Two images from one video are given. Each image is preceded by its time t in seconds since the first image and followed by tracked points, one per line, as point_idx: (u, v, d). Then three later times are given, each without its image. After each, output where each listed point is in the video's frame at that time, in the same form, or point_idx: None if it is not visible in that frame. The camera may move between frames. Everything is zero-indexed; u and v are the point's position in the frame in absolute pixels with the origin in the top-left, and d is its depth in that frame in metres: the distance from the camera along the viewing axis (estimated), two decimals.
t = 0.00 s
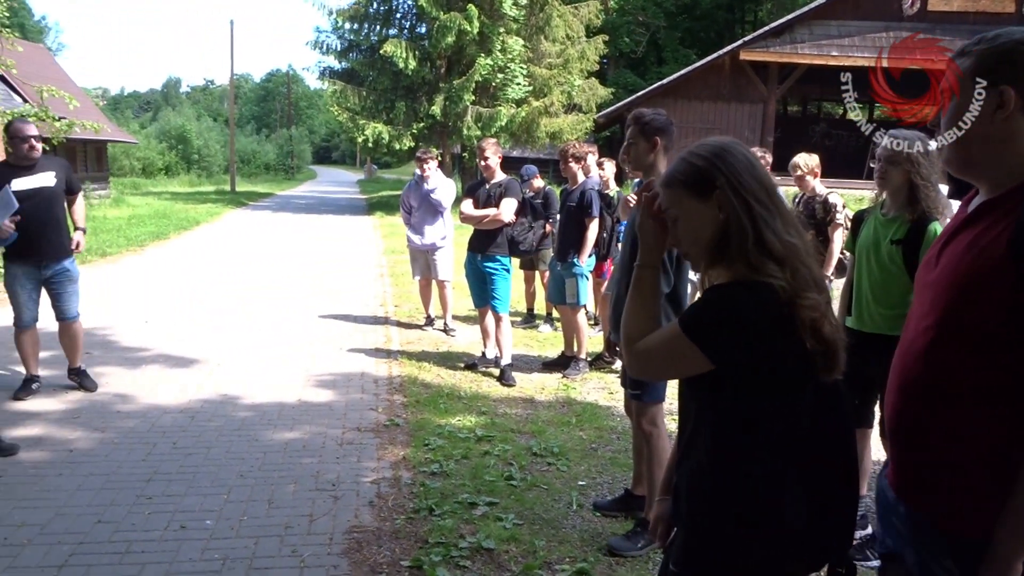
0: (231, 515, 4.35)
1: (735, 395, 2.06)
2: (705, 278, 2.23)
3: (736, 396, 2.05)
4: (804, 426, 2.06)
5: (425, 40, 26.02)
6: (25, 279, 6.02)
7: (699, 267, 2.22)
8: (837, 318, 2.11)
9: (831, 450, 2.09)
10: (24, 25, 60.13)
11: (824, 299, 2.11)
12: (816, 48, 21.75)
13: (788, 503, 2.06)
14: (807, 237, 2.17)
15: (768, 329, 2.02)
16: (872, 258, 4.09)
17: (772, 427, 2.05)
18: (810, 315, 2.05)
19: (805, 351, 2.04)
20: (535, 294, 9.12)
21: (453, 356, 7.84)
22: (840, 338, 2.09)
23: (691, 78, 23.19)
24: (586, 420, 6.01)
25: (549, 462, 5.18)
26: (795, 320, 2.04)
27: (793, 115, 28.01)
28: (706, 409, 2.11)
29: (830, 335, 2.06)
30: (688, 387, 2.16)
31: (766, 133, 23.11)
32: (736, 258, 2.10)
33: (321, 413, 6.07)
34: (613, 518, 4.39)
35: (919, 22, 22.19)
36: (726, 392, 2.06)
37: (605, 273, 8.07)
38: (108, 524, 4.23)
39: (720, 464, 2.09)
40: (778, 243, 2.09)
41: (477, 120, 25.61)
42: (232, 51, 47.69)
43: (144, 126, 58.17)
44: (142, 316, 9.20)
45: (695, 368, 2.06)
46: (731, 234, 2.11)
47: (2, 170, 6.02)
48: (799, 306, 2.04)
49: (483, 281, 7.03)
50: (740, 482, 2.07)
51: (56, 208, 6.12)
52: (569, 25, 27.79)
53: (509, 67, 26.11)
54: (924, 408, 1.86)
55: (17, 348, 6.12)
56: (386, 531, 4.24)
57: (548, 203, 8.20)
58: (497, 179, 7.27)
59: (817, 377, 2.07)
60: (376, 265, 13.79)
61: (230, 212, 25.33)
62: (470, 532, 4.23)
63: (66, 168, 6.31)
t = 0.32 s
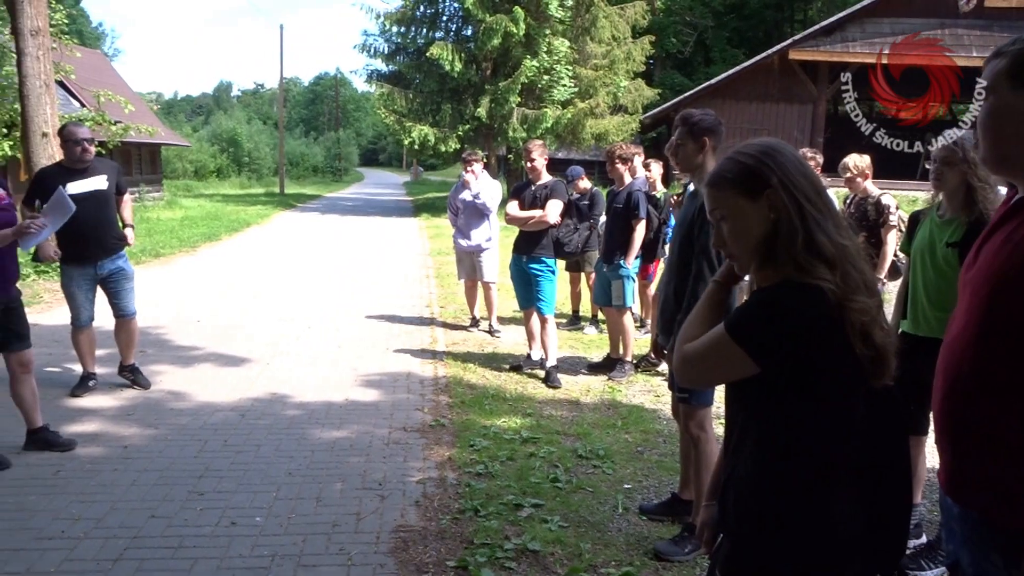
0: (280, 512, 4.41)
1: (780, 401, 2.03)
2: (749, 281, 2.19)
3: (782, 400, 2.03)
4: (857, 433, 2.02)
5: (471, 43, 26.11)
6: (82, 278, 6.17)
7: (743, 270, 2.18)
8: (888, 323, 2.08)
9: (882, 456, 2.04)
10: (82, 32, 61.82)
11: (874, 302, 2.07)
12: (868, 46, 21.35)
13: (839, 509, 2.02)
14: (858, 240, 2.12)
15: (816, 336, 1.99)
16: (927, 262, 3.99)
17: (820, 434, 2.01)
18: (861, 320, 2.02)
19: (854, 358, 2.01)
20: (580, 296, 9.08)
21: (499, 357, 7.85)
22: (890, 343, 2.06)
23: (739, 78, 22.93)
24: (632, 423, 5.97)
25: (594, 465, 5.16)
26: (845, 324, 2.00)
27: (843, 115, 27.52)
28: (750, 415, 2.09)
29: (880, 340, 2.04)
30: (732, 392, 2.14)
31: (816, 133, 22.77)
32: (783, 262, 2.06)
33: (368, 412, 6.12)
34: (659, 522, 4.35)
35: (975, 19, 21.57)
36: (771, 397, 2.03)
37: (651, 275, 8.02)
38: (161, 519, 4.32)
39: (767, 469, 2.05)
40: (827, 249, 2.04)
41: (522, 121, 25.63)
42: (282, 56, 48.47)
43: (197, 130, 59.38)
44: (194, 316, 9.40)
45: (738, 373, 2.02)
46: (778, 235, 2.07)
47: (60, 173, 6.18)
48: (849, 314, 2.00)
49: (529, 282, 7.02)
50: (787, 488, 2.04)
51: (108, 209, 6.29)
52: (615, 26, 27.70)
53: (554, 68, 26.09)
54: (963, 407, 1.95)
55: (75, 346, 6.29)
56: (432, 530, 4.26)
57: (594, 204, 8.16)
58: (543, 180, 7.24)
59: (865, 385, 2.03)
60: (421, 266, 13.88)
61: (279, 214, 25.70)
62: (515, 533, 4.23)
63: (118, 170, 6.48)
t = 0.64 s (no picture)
0: (331, 509, 4.47)
1: (839, 406, 1.98)
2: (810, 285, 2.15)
3: (841, 405, 1.98)
4: (921, 441, 1.96)
5: (523, 45, 26.13)
6: (145, 277, 6.34)
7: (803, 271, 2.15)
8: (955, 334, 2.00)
9: (947, 465, 1.98)
10: (145, 36, 63.57)
11: (941, 311, 1.99)
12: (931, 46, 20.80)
13: (900, 515, 1.97)
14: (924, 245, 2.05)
15: (876, 342, 1.95)
16: (993, 265, 3.88)
17: (882, 440, 1.96)
18: (924, 329, 1.95)
19: (917, 366, 1.94)
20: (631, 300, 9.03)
21: (549, 360, 7.84)
22: (955, 354, 1.97)
23: (794, 80, 22.58)
24: (683, 428, 5.91)
25: (644, 469, 5.12)
26: (908, 330, 1.95)
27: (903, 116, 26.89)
28: (807, 422, 2.05)
29: (944, 354, 1.95)
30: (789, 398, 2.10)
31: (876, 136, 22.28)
32: (843, 265, 2.02)
33: (419, 412, 6.16)
34: (710, 529, 4.30)
35: None
36: (829, 403, 1.99)
37: (704, 279, 7.94)
38: (216, 513, 4.41)
39: (824, 474, 2.02)
40: (890, 253, 1.99)
41: (574, 123, 25.56)
42: (337, 59, 49.20)
43: (253, 132, 60.55)
44: (250, 314, 9.59)
45: (794, 376, 1.99)
46: (840, 236, 2.03)
47: (128, 174, 6.36)
48: (910, 320, 1.95)
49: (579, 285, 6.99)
50: (846, 493, 1.99)
51: (173, 212, 6.44)
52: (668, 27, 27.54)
53: (607, 70, 25.99)
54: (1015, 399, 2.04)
55: (137, 343, 6.45)
56: (482, 531, 4.27)
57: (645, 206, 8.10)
58: (594, 182, 7.21)
59: (928, 396, 1.96)
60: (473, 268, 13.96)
61: (333, 215, 26.07)
62: (565, 536, 4.22)
63: (184, 173, 6.62)
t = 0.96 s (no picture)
0: (382, 508, 4.51)
1: (896, 419, 1.93)
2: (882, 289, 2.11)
3: (897, 418, 1.93)
4: (978, 459, 1.89)
5: (576, 48, 26.10)
6: (209, 276, 6.48)
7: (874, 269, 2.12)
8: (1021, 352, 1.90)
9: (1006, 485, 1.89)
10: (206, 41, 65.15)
11: (1007, 329, 1.89)
12: (996, 46, 20.15)
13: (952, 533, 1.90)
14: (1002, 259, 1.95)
15: (939, 354, 1.87)
16: None
17: (941, 453, 1.90)
18: (987, 345, 1.86)
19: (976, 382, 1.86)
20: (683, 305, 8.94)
21: (599, 364, 7.80)
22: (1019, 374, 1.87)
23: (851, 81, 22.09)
24: (735, 435, 5.82)
25: (695, 476, 5.06)
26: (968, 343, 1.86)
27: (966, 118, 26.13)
28: (862, 433, 2.00)
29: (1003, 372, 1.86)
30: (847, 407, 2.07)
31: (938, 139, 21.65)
32: (908, 266, 1.96)
33: (469, 413, 6.19)
34: (762, 538, 4.24)
35: None
36: (888, 411, 1.93)
37: (758, 283, 7.85)
38: (270, 509, 4.49)
39: (875, 487, 1.97)
40: (957, 260, 1.92)
41: (626, 126, 25.45)
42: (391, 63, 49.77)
43: (309, 135, 61.57)
44: (304, 313, 9.74)
45: (849, 386, 1.95)
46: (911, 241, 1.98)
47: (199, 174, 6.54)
48: (974, 330, 1.87)
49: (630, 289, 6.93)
50: (897, 500, 1.94)
51: (240, 212, 6.55)
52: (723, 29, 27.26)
53: (660, 72, 25.80)
54: None
55: (197, 339, 6.59)
56: (530, 534, 4.27)
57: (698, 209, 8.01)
58: (646, 185, 7.13)
59: (988, 415, 1.88)
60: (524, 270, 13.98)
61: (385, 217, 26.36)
62: (613, 542, 4.19)
63: (253, 176, 6.75)
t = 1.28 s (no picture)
0: (428, 508, 4.54)
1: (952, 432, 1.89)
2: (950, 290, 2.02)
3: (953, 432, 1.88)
4: None
5: (625, 50, 25.98)
6: (268, 275, 6.59)
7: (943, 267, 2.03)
8: None
9: None
10: (260, 45, 66.36)
11: None
12: None
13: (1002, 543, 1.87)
14: None
15: (995, 366, 1.81)
16: None
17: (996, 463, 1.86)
18: None
19: None
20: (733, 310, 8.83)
21: (645, 368, 7.75)
22: None
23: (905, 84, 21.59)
24: (784, 442, 5.73)
25: (743, 483, 4.99)
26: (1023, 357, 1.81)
27: None
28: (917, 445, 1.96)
29: None
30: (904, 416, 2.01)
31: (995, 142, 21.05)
32: (975, 271, 1.88)
33: (515, 416, 6.19)
34: (811, 548, 4.17)
35: None
36: (943, 419, 1.88)
37: (809, 288, 7.76)
38: (317, 507, 4.54)
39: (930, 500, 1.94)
40: None
41: (675, 129, 25.26)
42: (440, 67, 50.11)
43: (359, 138, 62.33)
44: (353, 314, 9.85)
45: (906, 403, 1.90)
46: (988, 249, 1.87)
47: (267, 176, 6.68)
48: None
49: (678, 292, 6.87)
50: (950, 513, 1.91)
51: (301, 214, 6.65)
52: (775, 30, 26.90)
53: (710, 75, 25.56)
54: None
55: (250, 338, 6.71)
56: (575, 538, 4.25)
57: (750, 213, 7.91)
58: (696, 189, 7.06)
59: None
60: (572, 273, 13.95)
61: (433, 219, 26.51)
62: (659, 547, 4.16)
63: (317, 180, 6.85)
